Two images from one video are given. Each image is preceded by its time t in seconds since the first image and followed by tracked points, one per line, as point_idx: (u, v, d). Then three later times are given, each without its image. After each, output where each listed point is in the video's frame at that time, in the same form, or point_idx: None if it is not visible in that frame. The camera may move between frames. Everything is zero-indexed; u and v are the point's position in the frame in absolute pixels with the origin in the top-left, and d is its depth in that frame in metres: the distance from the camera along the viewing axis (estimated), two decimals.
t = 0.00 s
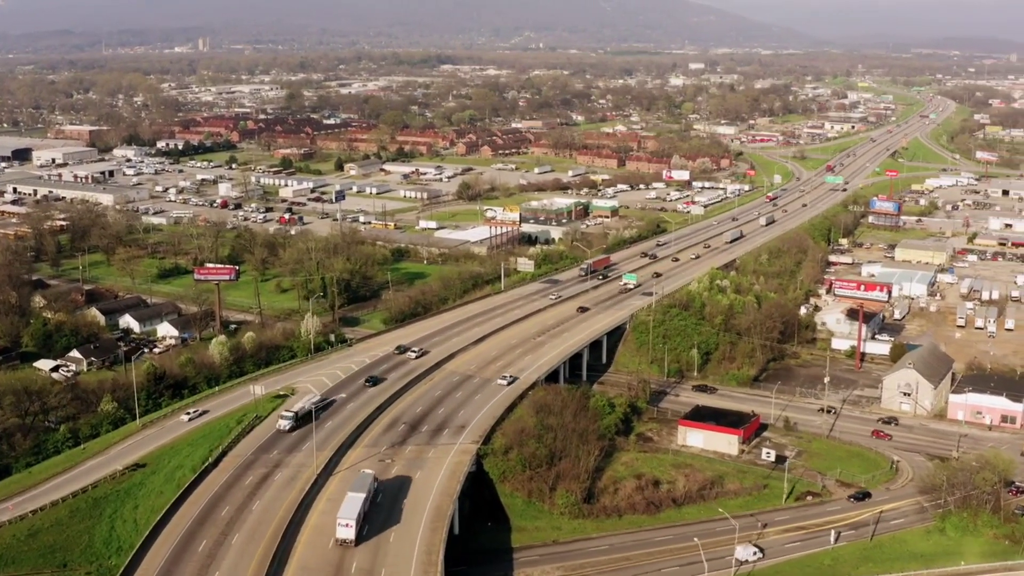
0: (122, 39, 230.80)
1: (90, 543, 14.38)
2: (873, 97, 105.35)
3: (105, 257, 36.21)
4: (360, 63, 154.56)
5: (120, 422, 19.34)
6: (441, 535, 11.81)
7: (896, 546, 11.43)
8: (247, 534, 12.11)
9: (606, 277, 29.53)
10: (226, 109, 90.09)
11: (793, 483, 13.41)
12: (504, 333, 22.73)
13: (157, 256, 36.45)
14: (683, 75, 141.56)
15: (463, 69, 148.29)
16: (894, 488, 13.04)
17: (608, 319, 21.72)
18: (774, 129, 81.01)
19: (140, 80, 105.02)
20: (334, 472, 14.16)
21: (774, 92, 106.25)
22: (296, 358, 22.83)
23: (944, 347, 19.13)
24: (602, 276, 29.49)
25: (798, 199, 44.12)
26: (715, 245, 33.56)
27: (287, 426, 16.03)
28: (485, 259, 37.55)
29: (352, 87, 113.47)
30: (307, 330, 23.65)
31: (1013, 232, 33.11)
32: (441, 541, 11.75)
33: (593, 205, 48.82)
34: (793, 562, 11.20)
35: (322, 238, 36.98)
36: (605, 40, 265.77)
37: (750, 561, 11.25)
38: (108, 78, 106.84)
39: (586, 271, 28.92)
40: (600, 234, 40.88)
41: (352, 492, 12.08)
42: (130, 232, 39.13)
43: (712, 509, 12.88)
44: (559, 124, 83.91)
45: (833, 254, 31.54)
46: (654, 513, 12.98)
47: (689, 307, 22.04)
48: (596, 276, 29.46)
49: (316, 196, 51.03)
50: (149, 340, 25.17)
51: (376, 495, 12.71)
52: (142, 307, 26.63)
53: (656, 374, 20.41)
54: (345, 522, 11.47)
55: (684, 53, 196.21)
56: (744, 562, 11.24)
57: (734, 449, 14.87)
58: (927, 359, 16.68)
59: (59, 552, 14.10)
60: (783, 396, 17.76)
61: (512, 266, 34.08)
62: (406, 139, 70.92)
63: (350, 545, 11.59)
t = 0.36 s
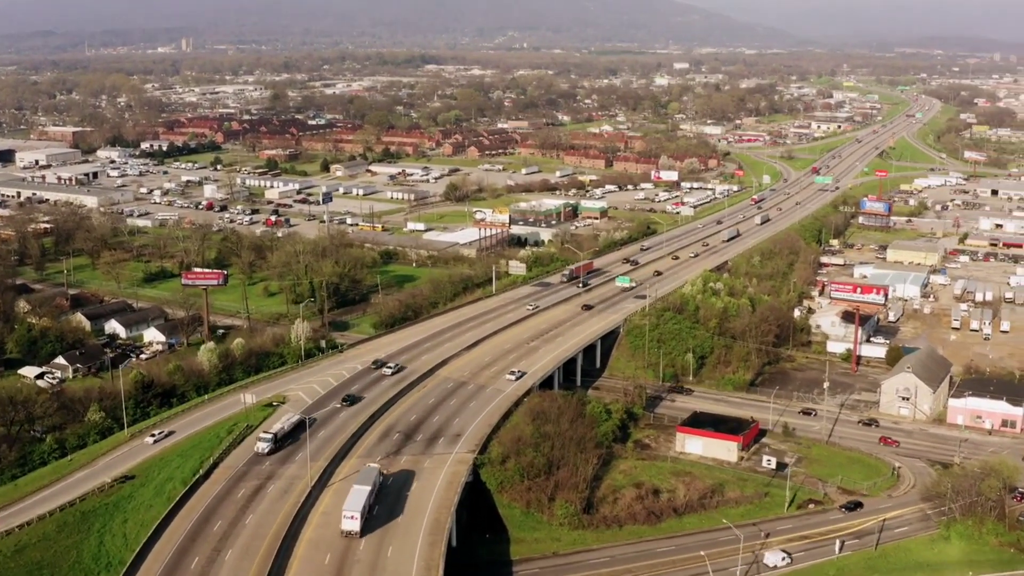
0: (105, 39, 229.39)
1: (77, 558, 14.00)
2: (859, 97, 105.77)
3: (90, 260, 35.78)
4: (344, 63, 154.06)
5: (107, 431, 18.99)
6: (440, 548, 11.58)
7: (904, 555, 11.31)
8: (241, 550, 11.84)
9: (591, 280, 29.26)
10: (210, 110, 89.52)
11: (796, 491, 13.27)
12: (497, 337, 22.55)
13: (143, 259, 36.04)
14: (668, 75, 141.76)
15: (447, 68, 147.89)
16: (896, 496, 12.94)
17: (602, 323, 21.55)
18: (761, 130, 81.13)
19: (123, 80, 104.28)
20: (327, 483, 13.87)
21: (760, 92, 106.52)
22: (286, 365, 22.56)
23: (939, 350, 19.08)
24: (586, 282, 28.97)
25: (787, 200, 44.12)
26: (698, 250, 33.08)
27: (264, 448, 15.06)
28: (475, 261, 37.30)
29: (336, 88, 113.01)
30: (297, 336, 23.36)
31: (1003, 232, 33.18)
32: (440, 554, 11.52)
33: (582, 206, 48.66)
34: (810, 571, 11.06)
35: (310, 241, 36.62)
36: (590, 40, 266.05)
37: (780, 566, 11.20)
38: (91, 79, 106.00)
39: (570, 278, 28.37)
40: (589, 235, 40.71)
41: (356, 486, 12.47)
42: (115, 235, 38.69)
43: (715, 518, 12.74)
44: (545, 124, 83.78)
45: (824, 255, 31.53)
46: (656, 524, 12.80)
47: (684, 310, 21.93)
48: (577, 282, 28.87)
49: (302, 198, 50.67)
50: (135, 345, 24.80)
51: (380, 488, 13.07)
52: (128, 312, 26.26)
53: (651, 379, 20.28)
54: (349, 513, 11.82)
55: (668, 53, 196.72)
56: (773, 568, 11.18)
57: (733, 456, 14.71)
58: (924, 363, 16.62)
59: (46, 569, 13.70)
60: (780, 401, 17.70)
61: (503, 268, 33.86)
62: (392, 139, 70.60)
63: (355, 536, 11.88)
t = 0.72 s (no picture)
0: (85, 40, 227.73)
1: None
2: (842, 97, 106.13)
3: (72, 265, 35.23)
4: (326, 64, 153.23)
5: (93, 444, 18.55)
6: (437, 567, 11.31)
7: (910, 566, 11.20)
8: (233, 569, 11.56)
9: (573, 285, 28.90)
10: (192, 111, 88.76)
11: (798, 501, 13.13)
12: (489, 343, 22.29)
13: (125, 263, 35.51)
14: (651, 74, 141.82)
15: (429, 68, 147.44)
16: (898, 504, 12.82)
17: (595, 328, 21.31)
18: (745, 129, 81.21)
19: (104, 81, 103.36)
20: (320, 499, 13.54)
21: (744, 91, 106.72)
22: (275, 373, 22.18)
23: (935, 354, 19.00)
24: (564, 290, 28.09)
25: (775, 201, 44.10)
26: (691, 249, 33.35)
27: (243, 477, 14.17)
28: (463, 264, 37.00)
29: (319, 88, 112.40)
30: (285, 344, 22.98)
31: (992, 233, 33.23)
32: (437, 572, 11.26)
33: (569, 207, 48.41)
34: None
35: (296, 244, 36.21)
36: (572, 41, 266.14)
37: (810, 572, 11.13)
38: (70, 80, 105.00)
39: (547, 286, 27.49)
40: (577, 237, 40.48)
41: (361, 476, 12.85)
42: (97, 239, 38.14)
43: (716, 529, 12.58)
44: (529, 124, 83.55)
45: (815, 257, 31.47)
46: (656, 536, 12.61)
47: (676, 314, 21.75)
48: (554, 292, 27.89)
49: (286, 200, 50.21)
50: (120, 353, 24.32)
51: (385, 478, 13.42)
52: (112, 318, 25.77)
53: (645, 384, 20.07)
54: (355, 506, 12.19)
55: (650, 53, 197.10)
56: (804, 575, 11.11)
57: (732, 464, 14.54)
58: (921, 366, 16.56)
59: None
60: (776, 406, 17.55)
61: (492, 270, 33.59)
62: (376, 140, 70.17)
63: (360, 527, 12.27)
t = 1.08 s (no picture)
0: (66, 41, 226.09)
1: None
2: (825, 97, 106.52)
3: (55, 270, 34.71)
4: (309, 64, 152.44)
5: (79, 456, 18.05)
6: None
7: None
8: None
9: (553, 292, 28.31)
10: (174, 112, 87.96)
11: (802, 510, 12.99)
12: (482, 349, 22.03)
13: (109, 268, 35.00)
14: (634, 74, 141.92)
15: (412, 69, 146.99)
16: (902, 514, 12.72)
17: (590, 333, 21.05)
18: (730, 130, 81.28)
19: (85, 82, 102.43)
20: (315, 514, 13.17)
21: (728, 91, 106.92)
22: (264, 382, 21.79)
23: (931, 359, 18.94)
24: (543, 298, 27.47)
25: (763, 201, 44.08)
26: (685, 250, 33.38)
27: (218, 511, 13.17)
28: (452, 268, 36.73)
29: (301, 89, 111.82)
30: (274, 352, 22.59)
31: (982, 234, 33.28)
32: None
33: (557, 209, 48.17)
34: None
35: (282, 248, 35.80)
36: (554, 41, 266.26)
37: None
38: (51, 81, 104.02)
39: (526, 295, 26.80)
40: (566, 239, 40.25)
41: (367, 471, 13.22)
42: (80, 243, 37.60)
43: (718, 541, 12.42)
44: (514, 125, 83.31)
45: (806, 259, 31.42)
46: (659, 548, 12.42)
47: (670, 319, 21.65)
48: (534, 301, 27.26)
49: (271, 202, 49.75)
50: (103, 360, 23.83)
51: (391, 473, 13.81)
52: (97, 324, 25.29)
53: (641, 391, 19.87)
54: (360, 498, 12.54)
55: (633, 53, 197.42)
56: None
57: (733, 473, 14.35)
58: (920, 372, 16.52)
59: None
60: (774, 412, 17.42)
61: (481, 274, 33.34)
62: (360, 141, 69.74)
63: (366, 519, 12.67)
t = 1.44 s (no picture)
0: (52, 41, 224.79)
1: None
2: (815, 96, 106.76)
3: (42, 274, 34.31)
4: (296, 65, 151.91)
5: (69, 468, 17.66)
6: None
7: None
8: None
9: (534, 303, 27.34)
10: (161, 113, 87.41)
11: (808, 520, 12.86)
12: (478, 355, 21.79)
13: (97, 271, 34.62)
14: (623, 74, 141.98)
15: (400, 69, 146.63)
16: (909, 524, 12.60)
17: (588, 337, 20.82)
18: (720, 130, 81.30)
19: (70, 83, 101.72)
20: (313, 530, 12.84)
21: (717, 91, 107.02)
22: (258, 390, 21.48)
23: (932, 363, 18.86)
24: (527, 306, 26.90)
25: (756, 202, 44.03)
26: (679, 253, 33.21)
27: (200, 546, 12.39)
28: (445, 271, 36.50)
29: (289, 90, 111.36)
30: (267, 358, 22.30)
31: (976, 234, 33.29)
32: None
33: (549, 210, 47.96)
34: None
35: (273, 250, 35.49)
36: (542, 40, 266.24)
37: None
38: (37, 82, 103.27)
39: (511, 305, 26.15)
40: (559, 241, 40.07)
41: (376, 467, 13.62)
42: (67, 245, 37.19)
43: (723, 553, 12.29)
44: (503, 125, 83.10)
45: (801, 261, 31.35)
46: (664, 561, 12.30)
47: (668, 322, 21.53)
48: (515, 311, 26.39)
49: (260, 204, 49.41)
50: (92, 366, 23.48)
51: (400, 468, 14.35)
52: (86, 330, 24.92)
53: (640, 397, 19.69)
54: (369, 491, 13.00)
55: (620, 53, 197.71)
56: None
57: (737, 482, 14.19)
58: (922, 376, 16.43)
59: None
60: (775, 418, 17.28)
61: (476, 276, 33.12)
62: (350, 142, 69.41)
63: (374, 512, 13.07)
